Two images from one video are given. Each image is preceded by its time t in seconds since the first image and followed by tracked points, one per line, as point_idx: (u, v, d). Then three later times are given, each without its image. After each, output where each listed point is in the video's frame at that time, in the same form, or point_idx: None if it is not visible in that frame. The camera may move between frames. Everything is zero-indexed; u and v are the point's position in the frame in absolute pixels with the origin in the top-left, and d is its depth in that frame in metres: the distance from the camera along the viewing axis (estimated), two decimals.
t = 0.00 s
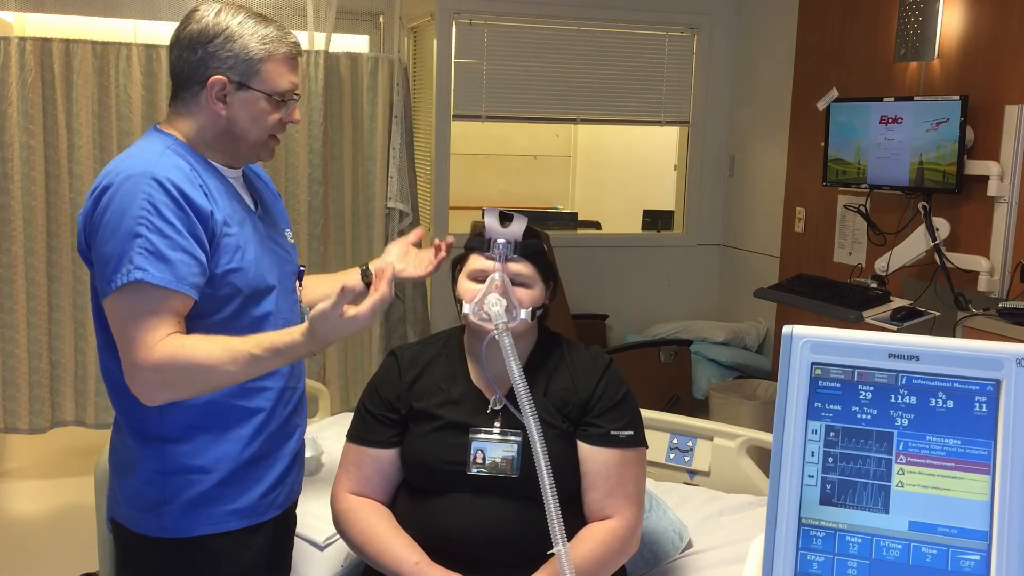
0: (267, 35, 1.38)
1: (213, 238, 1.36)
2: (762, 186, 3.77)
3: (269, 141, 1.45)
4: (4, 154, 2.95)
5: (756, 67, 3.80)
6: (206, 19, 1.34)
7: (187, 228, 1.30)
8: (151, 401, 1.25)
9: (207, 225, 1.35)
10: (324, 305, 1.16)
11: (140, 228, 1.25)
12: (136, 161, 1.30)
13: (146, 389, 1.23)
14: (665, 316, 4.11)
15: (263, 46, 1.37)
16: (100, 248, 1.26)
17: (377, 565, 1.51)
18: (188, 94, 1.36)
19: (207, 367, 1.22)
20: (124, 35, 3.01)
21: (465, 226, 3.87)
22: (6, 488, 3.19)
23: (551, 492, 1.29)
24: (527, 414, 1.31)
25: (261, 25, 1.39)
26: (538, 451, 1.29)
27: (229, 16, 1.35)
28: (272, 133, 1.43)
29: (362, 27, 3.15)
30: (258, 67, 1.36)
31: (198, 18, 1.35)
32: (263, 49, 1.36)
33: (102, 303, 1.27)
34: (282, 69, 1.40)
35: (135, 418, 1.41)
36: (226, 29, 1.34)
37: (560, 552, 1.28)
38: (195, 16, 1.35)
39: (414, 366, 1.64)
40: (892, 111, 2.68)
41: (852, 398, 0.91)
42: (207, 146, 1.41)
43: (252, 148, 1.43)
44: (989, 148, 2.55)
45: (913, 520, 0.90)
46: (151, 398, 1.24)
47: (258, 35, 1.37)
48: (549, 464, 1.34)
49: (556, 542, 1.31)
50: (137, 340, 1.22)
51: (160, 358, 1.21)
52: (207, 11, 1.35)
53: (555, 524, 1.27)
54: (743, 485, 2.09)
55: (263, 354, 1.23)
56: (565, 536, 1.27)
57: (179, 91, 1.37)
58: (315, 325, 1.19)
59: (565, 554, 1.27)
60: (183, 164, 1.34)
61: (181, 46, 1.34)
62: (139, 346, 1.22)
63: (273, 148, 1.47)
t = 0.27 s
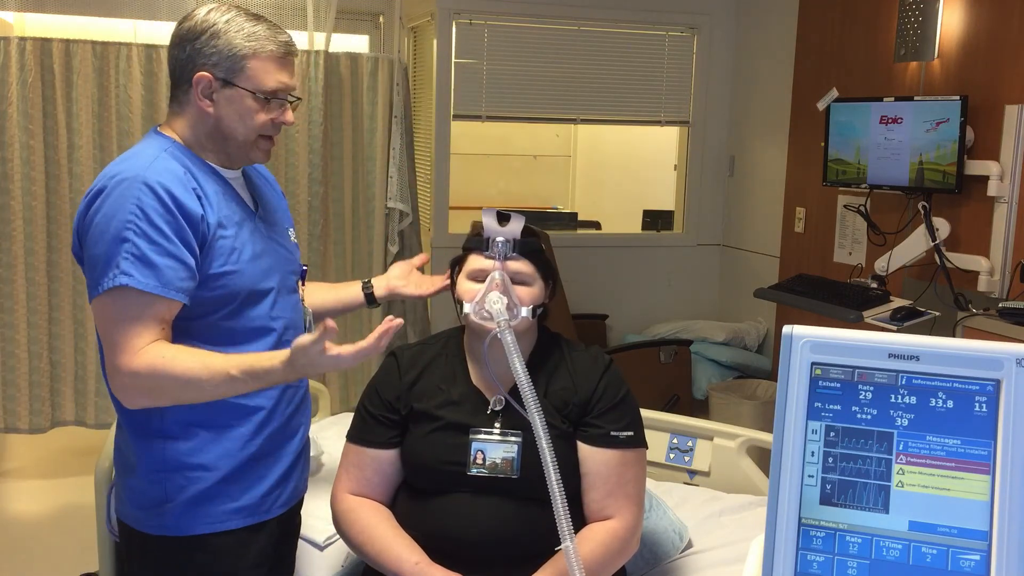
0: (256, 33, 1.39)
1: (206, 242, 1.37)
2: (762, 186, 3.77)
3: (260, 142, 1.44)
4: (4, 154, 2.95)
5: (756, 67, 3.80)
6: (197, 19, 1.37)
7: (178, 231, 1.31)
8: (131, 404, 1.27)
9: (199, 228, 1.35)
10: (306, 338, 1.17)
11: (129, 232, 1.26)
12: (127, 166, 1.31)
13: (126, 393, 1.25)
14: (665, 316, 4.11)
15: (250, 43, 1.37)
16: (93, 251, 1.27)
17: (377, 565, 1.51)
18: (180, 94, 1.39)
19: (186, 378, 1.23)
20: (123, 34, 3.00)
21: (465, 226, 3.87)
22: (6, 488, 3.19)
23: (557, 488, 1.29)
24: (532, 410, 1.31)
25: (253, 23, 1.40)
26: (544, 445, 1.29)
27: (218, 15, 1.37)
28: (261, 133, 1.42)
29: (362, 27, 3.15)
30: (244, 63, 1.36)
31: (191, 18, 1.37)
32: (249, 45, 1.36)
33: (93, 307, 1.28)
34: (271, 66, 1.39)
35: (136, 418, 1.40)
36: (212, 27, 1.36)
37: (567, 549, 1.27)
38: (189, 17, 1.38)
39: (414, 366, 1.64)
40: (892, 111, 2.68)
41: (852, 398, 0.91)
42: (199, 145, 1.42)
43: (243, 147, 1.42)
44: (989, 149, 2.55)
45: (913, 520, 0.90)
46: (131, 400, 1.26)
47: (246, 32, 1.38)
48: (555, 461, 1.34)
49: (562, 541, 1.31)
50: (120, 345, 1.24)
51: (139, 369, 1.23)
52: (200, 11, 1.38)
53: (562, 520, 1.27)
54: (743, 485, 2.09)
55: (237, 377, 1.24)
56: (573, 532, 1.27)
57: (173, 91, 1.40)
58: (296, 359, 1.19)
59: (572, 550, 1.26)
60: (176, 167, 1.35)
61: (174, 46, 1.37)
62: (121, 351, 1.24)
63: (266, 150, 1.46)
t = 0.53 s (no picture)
0: (256, 32, 1.39)
1: (205, 244, 1.37)
2: (762, 186, 3.77)
3: (262, 140, 1.43)
4: (4, 154, 2.95)
5: (756, 67, 3.80)
6: (198, 18, 1.38)
7: (177, 234, 1.31)
8: (131, 400, 1.25)
9: (197, 232, 1.35)
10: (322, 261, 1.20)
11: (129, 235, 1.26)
12: (126, 169, 1.32)
13: (126, 388, 1.24)
14: (665, 316, 4.11)
15: (248, 41, 1.37)
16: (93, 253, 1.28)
17: (377, 565, 1.51)
18: (180, 93, 1.40)
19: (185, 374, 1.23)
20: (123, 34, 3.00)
21: (465, 226, 3.87)
22: (6, 488, 3.19)
23: (558, 488, 1.30)
24: (533, 409, 1.32)
25: (253, 22, 1.41)
26: (545, 444, 1.29)
27: (219, 14, 1.39)
28: (263, 130, 1.41)
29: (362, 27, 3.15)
30: (241, 60, 1.36)
31: (194, 18, 1.39)
32: (247, 43, 1.37)
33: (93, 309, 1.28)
34: (269, 64, 1.39)
35: (136, 416, 1.40)
36: (212, 25, 1.37)
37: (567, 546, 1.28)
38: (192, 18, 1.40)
39: (414, 367, 1.64)
40: (892, 111, 2.68)
41: (852, 398, 0.91)
42: (198, 143, 1.42)
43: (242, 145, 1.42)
44: (989, 148, 2.55)
45: (913, 520, 0.90)
46: (132, 397, 1.25)
47: (245, 30, 1.38)
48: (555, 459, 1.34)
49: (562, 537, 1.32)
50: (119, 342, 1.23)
51: (135, 353, 1.21)
52: (203, 12, 1.40)
53: (562, 518, 1.28)
54: (743, 485, 2.09)
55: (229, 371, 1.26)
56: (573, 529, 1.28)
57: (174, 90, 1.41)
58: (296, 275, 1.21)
59: (573, 548, 1.28)
60: (175, 171, 1.35)
61: (177, 46, 1.39)
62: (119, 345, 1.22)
63: (269, 149, 1.45)
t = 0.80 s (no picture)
0: (254, 37, 1.38)
1: (202, 249, 1.37)
2: (762, 186, 3.77)
3: (257, 147, 1.43)
4: (4, 154, 2.95)
5: (756, 67, 3.80)
6: (196, 22, 1.37)
7: (170, 240, 1.31)
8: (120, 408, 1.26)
9: (193, 237, 1.35)
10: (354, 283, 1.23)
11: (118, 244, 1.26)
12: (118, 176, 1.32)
13: (115, 397, 1.25)
14: (665, 316, 4.11)
15: (247, 48, 1.37)
16: (88, 261, 1.28)
17: (377, 565, 1.51)
18: (177, 97, 1.39)
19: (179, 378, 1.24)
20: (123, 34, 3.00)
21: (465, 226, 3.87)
22: (6, 488, 3.19)
23: (556, 488, 1.29)
24: (532, 409, 1.32)
25: (252, 27, 1.40)
26: (542, 443, 1.29)
27: (217, 18, 1.38)
28: (260, 138, 1.41)
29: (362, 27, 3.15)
30: (240, 68, 1.36)
31: (192, 21, 1.38)
32: (246, 50, 1.36)
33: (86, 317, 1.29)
34: (268, 71, 1.38)
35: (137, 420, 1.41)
36: (210, 30, 1.36)
37: (563, 546, 1.28)
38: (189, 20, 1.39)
39: (414, 366, 1.64)
40: (892, 111, 2.68)
41: (852, 398, 0.91)
42: (196, 148, 1.42)
43: (240, 151, 1.42)
44: (989, 148, 2.55)
45: (913, 520, 0.90)
46: (121, 406, 1.26)
47: (244, 36, 1.37)
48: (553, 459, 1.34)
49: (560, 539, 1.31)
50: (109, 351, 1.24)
51: (129, 364, 1.22)
52: (200, 15, 1.39)
53: (559, 518, 1.27)
54: (743, 485, 2.09)
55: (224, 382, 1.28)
56: (570, 530, 1.28)
57: (171, 94, 1.41)
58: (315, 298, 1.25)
59: (569, 548, 1.27)
60: (169, 176, 1.35)
61: (174, 50, 1.38)
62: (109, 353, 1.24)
63: (264, 156, 1.46)
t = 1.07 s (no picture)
0: (254, 37, 1.38)
1: (203, 251, 1.37)
2: (762, 186, 3.77)
3: (262, 146, 1.44)
4: (4, 154, 2.95)
5: (756, 67, 3.80)
6: (194, 23, 1.37)
7: (173, 242, 1.31)
8: (134, 414, 1.26)
9: (195, 238, 1.35)
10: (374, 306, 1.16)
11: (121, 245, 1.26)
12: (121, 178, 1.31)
13: (131, 402, 1.24)
14: (664, 316, 4.11)
15: (248, 49, 1.37)
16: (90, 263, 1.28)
17: (377, 564, 1.51)
18: (178, 98, 1.39)
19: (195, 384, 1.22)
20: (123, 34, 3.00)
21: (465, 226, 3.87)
22: (6, 488, 3.19)
23: (556, 487, 1.29)
24: (532, 409, 1.31)
25: (251, 26, 1.39)
26: (541, 442, 1.29)
27: (216, 18, 1.37)
28: (263, 137, 1.42)
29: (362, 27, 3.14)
30: (242, 70, 1.36)
31: (189, 21, 1.37)
32: (247, 51, 1.36)
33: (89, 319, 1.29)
34: (269, 71, 1.39)
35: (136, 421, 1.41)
36: (210, 31, 1.36)
37: (563, 545, 1.27)
38: (186, 20, 1.38)
39: (414, 366, 1.64)
40: (892, 111, 2.68)
41: (852, 398, 0.91)
42: (198, 149, 1.42)
43: (242, 151, 1.43)
44: (989, 148, 2.55)
45: (913, 520, 0.90)
46: (136, 411, 1.25)
47: (244, 36, 1.37)
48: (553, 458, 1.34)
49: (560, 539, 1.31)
50: (120, 354, 1.24)
51: (141, 370, 1.21)
52: (198, 14, 1.38)
53: (558, 517, 1.27)
54: (743, 485, 2.09)
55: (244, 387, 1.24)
56: (569, 528, 1.27)
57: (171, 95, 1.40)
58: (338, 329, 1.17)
59: (569, 546, 1.27)
60: (171, 178, 1.35)
61: (173, 51, 1.38)
62: (124, 359, 1.23)
63: (269, 154, 1.46)
